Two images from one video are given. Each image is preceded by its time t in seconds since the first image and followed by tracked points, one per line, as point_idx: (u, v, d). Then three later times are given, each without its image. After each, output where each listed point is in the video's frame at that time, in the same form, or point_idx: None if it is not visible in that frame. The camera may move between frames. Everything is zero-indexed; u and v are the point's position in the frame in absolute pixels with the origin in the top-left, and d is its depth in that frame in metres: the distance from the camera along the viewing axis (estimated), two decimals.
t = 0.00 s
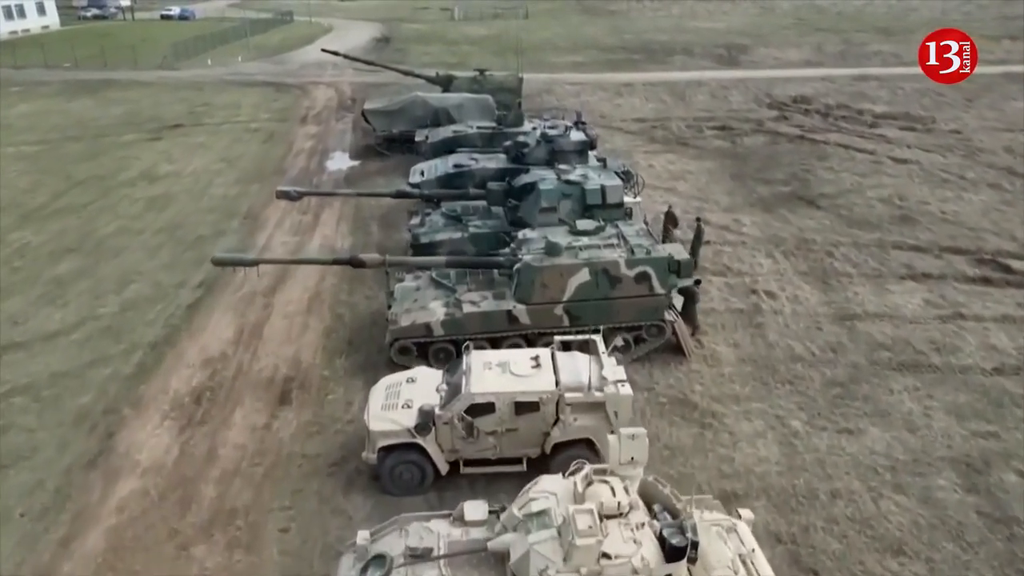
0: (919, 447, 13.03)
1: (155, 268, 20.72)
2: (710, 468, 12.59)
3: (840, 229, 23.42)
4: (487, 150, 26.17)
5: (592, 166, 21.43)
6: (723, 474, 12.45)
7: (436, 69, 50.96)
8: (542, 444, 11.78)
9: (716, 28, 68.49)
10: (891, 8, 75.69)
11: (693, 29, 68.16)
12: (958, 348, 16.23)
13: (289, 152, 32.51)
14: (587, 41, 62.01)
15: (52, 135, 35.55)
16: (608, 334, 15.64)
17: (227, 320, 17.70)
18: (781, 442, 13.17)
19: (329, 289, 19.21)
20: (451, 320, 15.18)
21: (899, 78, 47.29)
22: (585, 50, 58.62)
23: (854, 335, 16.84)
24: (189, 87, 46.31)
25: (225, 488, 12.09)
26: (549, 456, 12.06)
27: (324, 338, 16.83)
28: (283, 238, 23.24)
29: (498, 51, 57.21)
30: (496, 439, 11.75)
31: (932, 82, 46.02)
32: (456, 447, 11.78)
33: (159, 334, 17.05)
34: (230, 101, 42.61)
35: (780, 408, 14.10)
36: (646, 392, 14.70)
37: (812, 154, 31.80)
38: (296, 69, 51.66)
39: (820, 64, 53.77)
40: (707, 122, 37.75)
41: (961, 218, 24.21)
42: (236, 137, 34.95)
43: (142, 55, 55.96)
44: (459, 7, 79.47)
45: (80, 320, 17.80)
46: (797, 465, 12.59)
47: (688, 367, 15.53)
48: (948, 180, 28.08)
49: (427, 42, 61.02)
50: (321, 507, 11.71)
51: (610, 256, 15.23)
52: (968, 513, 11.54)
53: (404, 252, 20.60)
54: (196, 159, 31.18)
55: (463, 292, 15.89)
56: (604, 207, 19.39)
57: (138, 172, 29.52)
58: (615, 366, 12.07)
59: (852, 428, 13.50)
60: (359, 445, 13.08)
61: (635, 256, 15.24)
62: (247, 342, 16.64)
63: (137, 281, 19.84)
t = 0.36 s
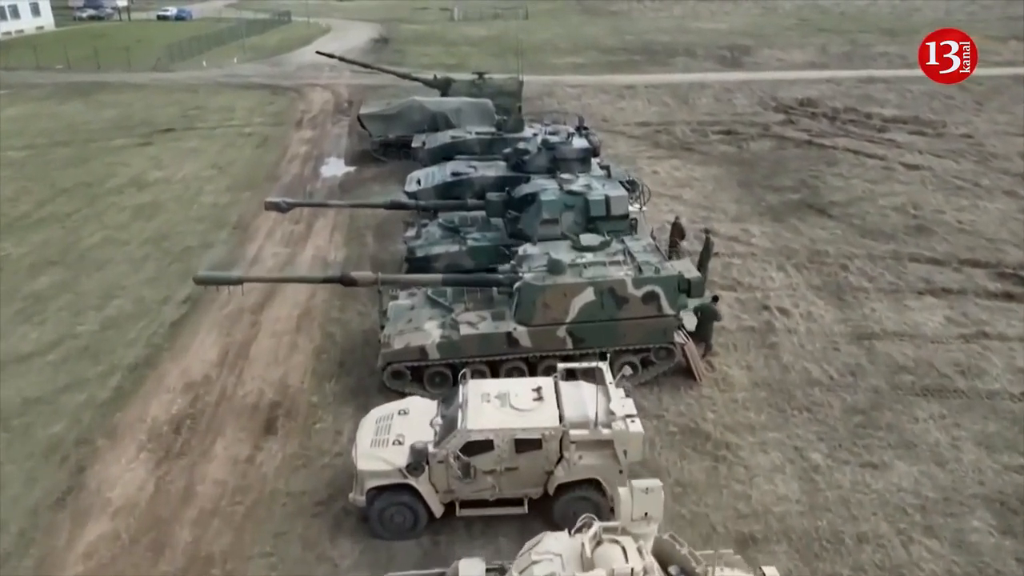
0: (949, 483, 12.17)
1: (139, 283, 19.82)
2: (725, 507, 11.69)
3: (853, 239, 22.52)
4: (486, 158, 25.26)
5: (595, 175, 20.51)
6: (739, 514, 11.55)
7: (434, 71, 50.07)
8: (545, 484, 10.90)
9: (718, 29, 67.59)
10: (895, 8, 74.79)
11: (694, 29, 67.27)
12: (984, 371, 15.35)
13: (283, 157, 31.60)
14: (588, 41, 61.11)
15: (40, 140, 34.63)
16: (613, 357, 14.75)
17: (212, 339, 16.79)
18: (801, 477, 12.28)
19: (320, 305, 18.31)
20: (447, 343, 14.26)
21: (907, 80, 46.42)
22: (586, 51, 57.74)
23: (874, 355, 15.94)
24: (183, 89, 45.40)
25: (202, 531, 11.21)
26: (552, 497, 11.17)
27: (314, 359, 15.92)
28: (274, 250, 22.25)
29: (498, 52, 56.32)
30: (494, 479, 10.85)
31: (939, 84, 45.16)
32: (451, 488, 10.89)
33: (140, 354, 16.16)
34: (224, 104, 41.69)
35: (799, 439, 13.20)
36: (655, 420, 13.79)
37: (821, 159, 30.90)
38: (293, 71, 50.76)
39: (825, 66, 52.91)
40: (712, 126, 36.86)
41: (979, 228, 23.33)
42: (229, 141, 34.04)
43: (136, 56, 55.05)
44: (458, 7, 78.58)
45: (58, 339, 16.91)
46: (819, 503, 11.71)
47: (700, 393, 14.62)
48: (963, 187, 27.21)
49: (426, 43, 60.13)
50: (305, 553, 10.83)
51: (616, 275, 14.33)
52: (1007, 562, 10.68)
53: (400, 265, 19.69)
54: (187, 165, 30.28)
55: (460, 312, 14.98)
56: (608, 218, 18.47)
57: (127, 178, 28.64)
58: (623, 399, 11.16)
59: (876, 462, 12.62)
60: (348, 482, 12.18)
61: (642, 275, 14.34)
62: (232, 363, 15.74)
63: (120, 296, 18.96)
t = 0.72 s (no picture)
0: (979, 521, 11.38)
1: (123, 297, 19.03)
2: (741, 547, 10.89)
3: (865, 249, 21.72)
4: (484, 165, 24.46)
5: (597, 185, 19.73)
6: (756, 555, 10.74)
7: (432, 73, 49.24)
8: (548, 525, 10.09)
9: (720, 29, 66.80)
10: (899, 8, 74.05)
11: (696, 30, 66.53)
12: (1010, 394, 14.56)
13: (277, 163, 30.79)
14: (588, 42, 60.35)
15: (29, 145, 33.83)
16: (618, 380, 13.94)
17: (196, 358, 15.99)
18: (821, 513, 11.48)
19: (311, 320, 17.49)
20: (444, 366, 13.47)
21: (913, 82, 45.65)
22: (587, 53, 56.94)
23: (892, 376, 15.15)
24: (177, 91, 44.60)
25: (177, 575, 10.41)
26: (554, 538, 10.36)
27: (303, 381, 15.12)
28: (265, 260, 21.36)
29: (498, 53, 55.49)
30: (493, 519, 10.05)
31: (946, 86, 44.39)
32: (446, 529, 10.09)
33: (120, 376, 15.36)
34: (218, 107, 40.89)
35: (817, 470, 12.38)
36: (664, 448, 12.99)
37: (829, 165, 30.09)
38: (289, 73, 49.97)
39: (829, 67, 52.13)
40: (716, 130, 36.08)
41: (995, 237, 22.55)
42: (222, 146, 33.25)
43: (130, 58, 54.24)
44: (458, 8, 77.75)
45: (35, 359, 16.12)
46: (842, 544, 10.92)
47: (711, 418, 13.81)
48: (976, 194, 26.43)
49: (424, 44, 59.32)
50: None
51: (622, 293, 13.54)
52: None
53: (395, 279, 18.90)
54: (178, 171, 29.49)
55: (456, 333, 14.18)
56: (612, 230, 17.68)
57: (116, 185, 27.84)
58: (631, 433, 10.39)
59: (901, 496, 11.81)
60: (336, 520, 11.37)
61: (650, 293, 13.54)
62: (217, 386, 14.94)
63: (103, 311, 18.17)
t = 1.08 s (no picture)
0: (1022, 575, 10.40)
1: (101, 315, 18.04)
2: None
3: (882, 263, 20.73)
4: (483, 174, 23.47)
5: (601, 196, 18.71)
6: None
7: (430, 75, 48.24)
8: None
9: (723, 30, 65.84)
10: (903, 9, 73.07)
11: (698, 31, 65.58)
12: None
13: (269, 169, 29.80)
14: (590, 44, 59.37)
15: (15, 150, 32.84)
16: (626, 412, 12.96)
17: (174, 384, 14.99)
18: (850, 566, 10.50)
19: (298, 342, 16.49)
20: (439, 398, 12.47)
21: (922, 85, 44.67)
22: (588, 54, 55.95)
23: (918, 405, 14.16)
24: (170, 94, 43.61)
25: None
26: None
27: (287, 411, 14.13)
28: (252, 275, 20.36)
29: (498, 55, 54.48)
30: None
31: (956, 89, 43.39)
32: None
33: (92, 405, 14.36)
34: (212, 110, 39.90)
35: (843, 515, 11.40)
36: (676, 489, 12.01)
37: (839, 172, 29.09)
38: (285, 75, 48.98)
39: (835, 70, 51.15)
40: (722, 135, 35.11)
41: (1017, 251, 21.55)
42: (213, 151, 32.25)
43: (124, 60, 53.25)
44: (458, 8, 76.74)
45: (3, 385, 15.14)
46: None
47: (726, 453, 12.82)
48: (994, 204, 25.44)
49: (423, 45, 58.32)
50: None
51: (629, 319, 12.56)
52: None
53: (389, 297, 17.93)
54: (166, 178, 28.51)
55: (450, 360, 13.16)
56: (617, 245, 16.65)
57: (102, 193, 26.87)
58: (643, 483, 9.50)
59: (935, 547, 10.83)
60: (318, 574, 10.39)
61: (660, 319, 12.54)
62: (195, 416, 13.95)
63: (79, 332, 17.18)
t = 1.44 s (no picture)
0: None
1: (80, 333, 17.17)
2: None
3: (898, 277, 19.88)
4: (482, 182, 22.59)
5: (605, 207, 17.81)
6: None
7: (428, 76, 47.38)
8: None
9: (725, 31, 65.01)
10: (907, 9, 72.23)
11: (700, 31, 64.73)
12: None
13: (262, 176, 28.93)
14: (591, 45, 58.50)
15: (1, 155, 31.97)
16: (633, 446, 12.10)
17: (153, 411, 14.12)
18: None
19: (286, 363, 15.62)
20: (433, 432, 11.61)
21: (929, 87, 43.82)
22: (589, 56, 55.11)
23: (945, 435, 13.31)
24: (163, 97, 42.76)
25: None
26: None
27: (272, 440, 13.25)
28: (240, 289, 19.49)
29: (498, 56, 53.60)
30: None
31: (965, 91, 42.53)
32: None
33: (64, 434, 13.50)
34: (205, 114, 39.04)
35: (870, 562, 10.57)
36: (688, 531, 11.15)
37: (849, 179, 28.23)
38: (281, 77, 48.12)
39: (840, 71, 50.29)
40: (727, 139, 34.26)
41: None
42: (205, 156, 31.39)
43: (118, 61, 52.39)
44: (458, 8, 75.89)
45: None
46: None
47: (741, 490, 11.97)
48: (1011, 213, 24.58)
49: (421, 46, 57.45)
50: None
51: (637, 346, 11.69)
52: None
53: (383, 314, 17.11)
54: (155, 185, 27.65)
55: (446, 388, 12.30)
56: (622, 261, 15.75)
57: (88, 201, 26.01)
58: (656, 537, 8.58)
59: None
60: None
61: (670, 347, 11.68)
62: (173, 447, 13.09)
63: (56, 352, 16.32)
